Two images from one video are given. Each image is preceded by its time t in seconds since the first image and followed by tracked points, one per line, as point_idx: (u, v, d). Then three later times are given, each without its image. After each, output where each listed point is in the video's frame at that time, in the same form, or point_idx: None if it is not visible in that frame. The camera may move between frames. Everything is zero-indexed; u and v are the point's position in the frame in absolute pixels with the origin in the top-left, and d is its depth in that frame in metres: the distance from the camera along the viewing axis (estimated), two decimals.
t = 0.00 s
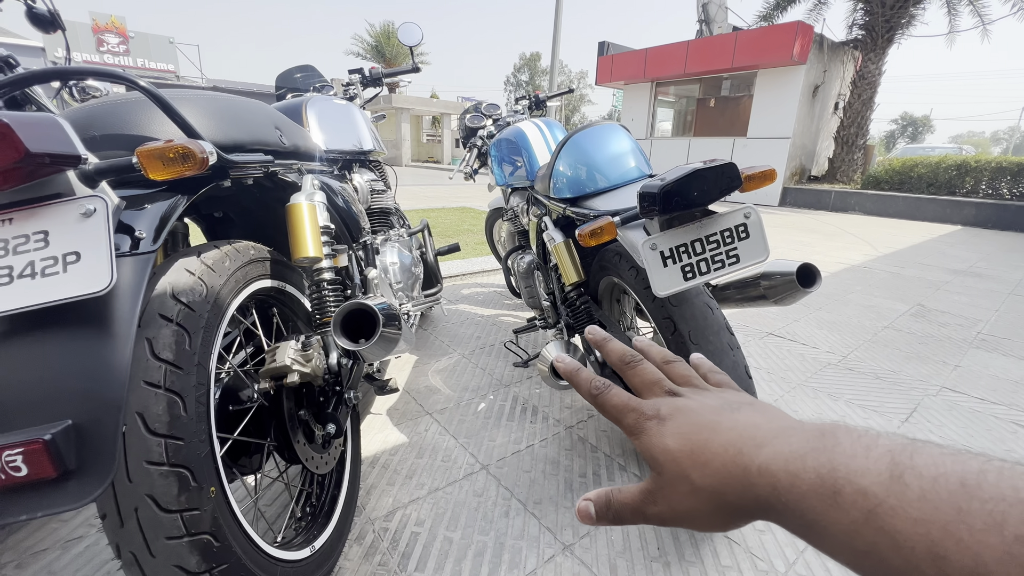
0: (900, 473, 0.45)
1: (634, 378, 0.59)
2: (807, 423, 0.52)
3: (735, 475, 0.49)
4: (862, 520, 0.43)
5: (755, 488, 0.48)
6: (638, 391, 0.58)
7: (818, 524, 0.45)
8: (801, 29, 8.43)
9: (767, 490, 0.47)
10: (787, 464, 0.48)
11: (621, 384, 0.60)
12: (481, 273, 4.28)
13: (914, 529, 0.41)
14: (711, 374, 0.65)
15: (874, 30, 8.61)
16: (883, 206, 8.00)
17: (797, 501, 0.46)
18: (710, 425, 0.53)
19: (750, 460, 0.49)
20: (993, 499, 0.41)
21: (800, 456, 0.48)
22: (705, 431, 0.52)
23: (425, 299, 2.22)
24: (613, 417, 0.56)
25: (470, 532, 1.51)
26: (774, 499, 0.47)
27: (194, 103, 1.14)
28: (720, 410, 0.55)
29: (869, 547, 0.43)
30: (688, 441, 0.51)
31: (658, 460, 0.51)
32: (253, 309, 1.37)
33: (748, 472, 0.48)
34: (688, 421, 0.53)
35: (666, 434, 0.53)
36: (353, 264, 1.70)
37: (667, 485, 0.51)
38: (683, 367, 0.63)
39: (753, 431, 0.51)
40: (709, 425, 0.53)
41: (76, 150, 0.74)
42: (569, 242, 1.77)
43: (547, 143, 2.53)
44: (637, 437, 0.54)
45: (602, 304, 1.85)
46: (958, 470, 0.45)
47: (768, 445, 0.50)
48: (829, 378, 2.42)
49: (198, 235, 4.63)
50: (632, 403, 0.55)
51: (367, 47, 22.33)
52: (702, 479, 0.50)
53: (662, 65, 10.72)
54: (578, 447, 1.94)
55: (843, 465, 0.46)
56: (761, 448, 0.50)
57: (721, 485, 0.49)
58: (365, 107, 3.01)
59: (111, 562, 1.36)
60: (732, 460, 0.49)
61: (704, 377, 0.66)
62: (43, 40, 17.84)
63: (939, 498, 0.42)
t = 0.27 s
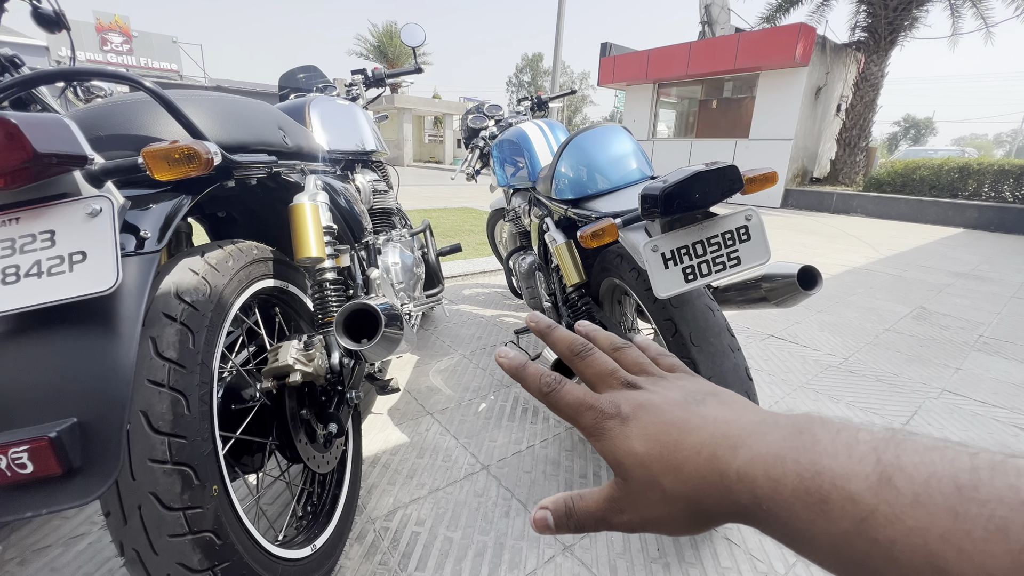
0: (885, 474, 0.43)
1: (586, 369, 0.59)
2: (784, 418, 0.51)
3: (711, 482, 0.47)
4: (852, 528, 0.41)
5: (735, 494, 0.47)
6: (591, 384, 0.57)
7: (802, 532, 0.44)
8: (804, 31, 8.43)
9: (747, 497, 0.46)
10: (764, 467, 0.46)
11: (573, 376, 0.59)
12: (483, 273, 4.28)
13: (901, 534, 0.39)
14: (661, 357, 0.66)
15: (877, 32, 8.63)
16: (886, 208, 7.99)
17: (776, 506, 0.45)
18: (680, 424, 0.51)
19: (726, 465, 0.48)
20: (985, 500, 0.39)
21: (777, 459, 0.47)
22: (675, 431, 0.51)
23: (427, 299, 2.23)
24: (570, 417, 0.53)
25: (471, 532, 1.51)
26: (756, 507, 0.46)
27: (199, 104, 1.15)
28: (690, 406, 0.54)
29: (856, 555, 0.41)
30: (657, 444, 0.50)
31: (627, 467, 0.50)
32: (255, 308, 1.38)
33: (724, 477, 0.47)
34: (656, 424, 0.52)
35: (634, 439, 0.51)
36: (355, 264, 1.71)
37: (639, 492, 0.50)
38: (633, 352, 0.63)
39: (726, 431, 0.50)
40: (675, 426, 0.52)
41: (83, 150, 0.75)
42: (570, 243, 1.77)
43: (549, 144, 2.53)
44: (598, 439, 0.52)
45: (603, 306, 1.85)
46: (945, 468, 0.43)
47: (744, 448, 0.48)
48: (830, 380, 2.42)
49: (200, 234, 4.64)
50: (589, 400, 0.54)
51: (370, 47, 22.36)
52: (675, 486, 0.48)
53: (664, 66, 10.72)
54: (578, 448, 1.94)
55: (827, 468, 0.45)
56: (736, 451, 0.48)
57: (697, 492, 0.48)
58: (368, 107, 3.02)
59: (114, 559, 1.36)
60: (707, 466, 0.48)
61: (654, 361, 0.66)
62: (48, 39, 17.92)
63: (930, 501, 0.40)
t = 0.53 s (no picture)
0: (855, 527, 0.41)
1: (514, 401, 0.56)
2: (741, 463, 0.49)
3: (671, 538, 0.45)
4: None
5: (697, 552, 0.44)
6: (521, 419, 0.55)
7: None
8: (806, 32, 8.43)
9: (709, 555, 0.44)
10: (725, 519, 0.44)
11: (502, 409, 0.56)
12: (484, 273, 4.29)
13: None
14: (591, 377, 0.65)
15: (879, 34, 8.63)
16: (888, 210, 7.98)
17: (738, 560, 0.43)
18: (631, 469, 0.49)
19: (686, 519, 0.45)
20: (964, 555, 0.37)
21: (738, 511, 0.45)
22: (625, 478, 0.49)
23: (427, 299, 2.23)
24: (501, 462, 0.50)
25: (470, 532, 1.51)
26: (720, 566, 0.43)
27: (202, 103, 1.15)
28: (640, 445, 0.52)
29: None
30: (606, 496, 0.48)
31: (575, 525, 0.47)
32: (257, 307, 1.38)
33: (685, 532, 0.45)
34: (604, 471, 0.49)
35: (581, 492, 0.48)
36: (357, 264, 1.71)
37: (587, 552, 0.47)
38: (562, 374, 0.62)
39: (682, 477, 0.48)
40: (624, 473, 0.49)
41: (87, 149, 0.75)
42: (571, 244, 1.77)
43: (551, 144, 2.53)
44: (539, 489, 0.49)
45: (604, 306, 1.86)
46: (916, 515, 0.41)
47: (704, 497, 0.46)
48: (831, 383, 2.42)
49: (203, 233, 4.65)
50: (521, 443, 0.50)
51: (372, 47, 22.41)
52: (627, 544, 0.46)
53: (667, 67, 10.72)
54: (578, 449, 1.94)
55: (798, 522, 0.43)
56: (697, 503, 0.46)
57: (655, 549, 0.45)
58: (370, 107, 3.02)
59: (114, 557, 1.36)
60: (665, 519, 0.46)
61: (584, 380, 0.66)
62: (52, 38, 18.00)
63: (904, 555, 0.38)
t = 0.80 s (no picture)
0: (873, 474, 0.44)
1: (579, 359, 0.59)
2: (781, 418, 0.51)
3: (709, 481, 0.48)
4: (838, 525, 0.43)
5: (732, 492, 0.48)
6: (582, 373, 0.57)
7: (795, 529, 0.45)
8: (809, 34, 8.41)
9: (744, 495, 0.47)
10: (761, 466, 0.47)
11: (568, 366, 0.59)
12: (486, 274, 4.29)
13: (883, 532, 0.41)
14: (653, 348, 0.66)
15: (883, 36, 8.61)
16: (890, 212, 7.97)
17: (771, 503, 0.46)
18: (678, 422, 0.52)
19: (725, 465, 0.48)
20: (966, 503, 0.40)
21: (772, 461, 0.47)
22: (675, 429, 0.51)
23: (430, 299, 2.23)
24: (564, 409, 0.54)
25: (473, 533, 1.51)
26: (750, 504, 0.47)
27: (209, 105, 1.16)
28: (690, 402, 0.55)
29: (843, 552, 0.42)
30: (658, 442, 0.51)
31: (625, 461, 0.51)
32: (261, 307, 1.39)
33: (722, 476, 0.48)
34: (658, 420, 0.52)
35: (635, 436, 0.52)
36: (361, 265, 1.72)
37: (635, 486, 0.51)
38: (624, 342, 0.63)
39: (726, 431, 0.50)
40: (673, 424, 0.52)
41: (96, 151, 0.76)
42: (575, 245, 1.77)
43: (554, 146, 2.54)
44: (599, 432, 0.53)
45: (607, 308, 1.86)
46: (926, 468, 0.44)
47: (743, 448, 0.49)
48: (833, 385, 2.42)
49: (206, 233, 4.66)
50: (585, 392, 0.55)
51: (375, 47, 22.40)
52: (671, 481, 0.49)
53: (669, 68, 10.71)
54: (581, 450, 1.94)
55: (817, 468, 0.45)
56: (738, 450, 0.49)
57: (695, 488, 0.49)
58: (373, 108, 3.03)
59: (119, 555, 1.37)
60: (706, 464, 0.49)
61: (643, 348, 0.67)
62: (56, 38, 18.06)
63: (912, 499, 0.41)
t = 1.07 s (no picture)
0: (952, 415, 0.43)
1: (708, 332, 0.60)
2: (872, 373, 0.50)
3: (791, 418, 0.48)
4: (904, 454, 0.42)
5: (810, 426, 0.47)
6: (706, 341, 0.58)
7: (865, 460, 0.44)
8: (811, 36, 8.41)
9: (819, 428, 0.47)
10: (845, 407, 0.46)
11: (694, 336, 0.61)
12: (487, 275, 4.30)
13: (952, 461, 0.40)
14: (785, 338, 0.61)
15: (884, 38, 8.61)
16: (891, 214, 7.96)
17: (849, 438, 0.45)
18: (778, 374, 0.52)
19: (809, 406, 0.48)
20: None
21: (856, 402, 0.47)
22: (771, 379, 0.51)
23: (432, 300, 2.24)
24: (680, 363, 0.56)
25: (475, 533, 1.52)
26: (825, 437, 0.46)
27: (213, 106, 1.17)
28: (794, 364, 0.54)
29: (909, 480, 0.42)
30: (753, 385, 0.51)
31: (720, 400, 0.52)
32: (264, 307, 1.39)
33: (804, 414, 0.48)
34: (759, 371, 0.52)
35: (732, 378, 0.53)
36: (363, 265, 1.72)
37: (726, 420, 0.52)
38: (760, 327, 0.60)
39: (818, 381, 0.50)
40: (767, 376, 0.52)
41: (103, 151, 0.76)
42: (577, 247, 1.78)
43: (556, 147, 2.54)
44: (703, 379, 0.55)
45: (609, 309, 1.86)
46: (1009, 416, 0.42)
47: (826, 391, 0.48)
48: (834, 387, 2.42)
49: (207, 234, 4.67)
50: (704, 349, 0.56)
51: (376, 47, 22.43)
52: (760, 418, 0.50)
53: (671, 70, 10.71)
54: (582, 451, 1.94)
55: (894, 407, 0.45)
56: (824, 394, 0.48)
57: (778, 424, 0.48)
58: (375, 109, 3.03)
59: (122, 555, 1.37)
60: (793, 405, 0.49)
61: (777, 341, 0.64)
62: (59, 38, 18.12)
63: (985, 434, 0.40)
